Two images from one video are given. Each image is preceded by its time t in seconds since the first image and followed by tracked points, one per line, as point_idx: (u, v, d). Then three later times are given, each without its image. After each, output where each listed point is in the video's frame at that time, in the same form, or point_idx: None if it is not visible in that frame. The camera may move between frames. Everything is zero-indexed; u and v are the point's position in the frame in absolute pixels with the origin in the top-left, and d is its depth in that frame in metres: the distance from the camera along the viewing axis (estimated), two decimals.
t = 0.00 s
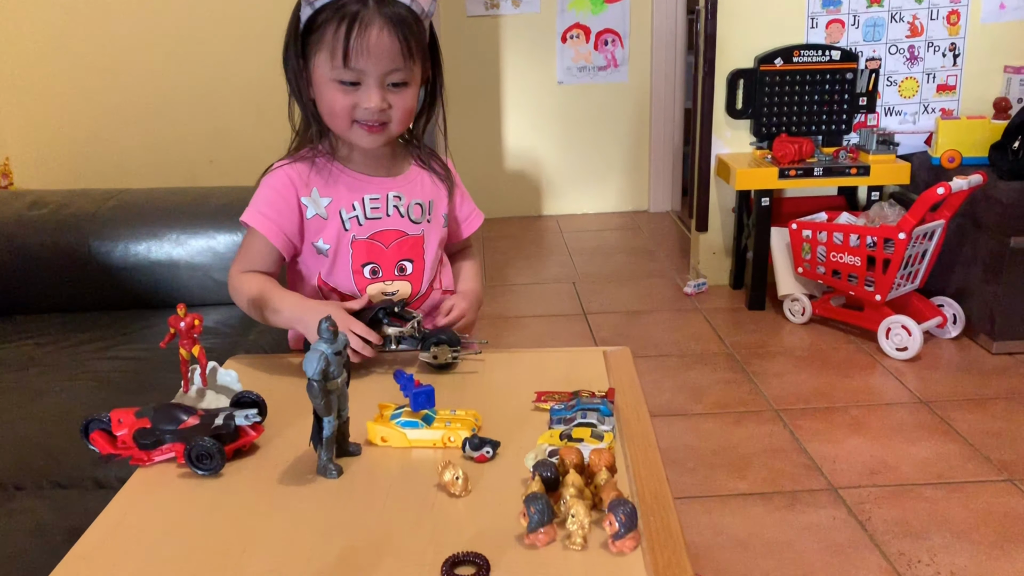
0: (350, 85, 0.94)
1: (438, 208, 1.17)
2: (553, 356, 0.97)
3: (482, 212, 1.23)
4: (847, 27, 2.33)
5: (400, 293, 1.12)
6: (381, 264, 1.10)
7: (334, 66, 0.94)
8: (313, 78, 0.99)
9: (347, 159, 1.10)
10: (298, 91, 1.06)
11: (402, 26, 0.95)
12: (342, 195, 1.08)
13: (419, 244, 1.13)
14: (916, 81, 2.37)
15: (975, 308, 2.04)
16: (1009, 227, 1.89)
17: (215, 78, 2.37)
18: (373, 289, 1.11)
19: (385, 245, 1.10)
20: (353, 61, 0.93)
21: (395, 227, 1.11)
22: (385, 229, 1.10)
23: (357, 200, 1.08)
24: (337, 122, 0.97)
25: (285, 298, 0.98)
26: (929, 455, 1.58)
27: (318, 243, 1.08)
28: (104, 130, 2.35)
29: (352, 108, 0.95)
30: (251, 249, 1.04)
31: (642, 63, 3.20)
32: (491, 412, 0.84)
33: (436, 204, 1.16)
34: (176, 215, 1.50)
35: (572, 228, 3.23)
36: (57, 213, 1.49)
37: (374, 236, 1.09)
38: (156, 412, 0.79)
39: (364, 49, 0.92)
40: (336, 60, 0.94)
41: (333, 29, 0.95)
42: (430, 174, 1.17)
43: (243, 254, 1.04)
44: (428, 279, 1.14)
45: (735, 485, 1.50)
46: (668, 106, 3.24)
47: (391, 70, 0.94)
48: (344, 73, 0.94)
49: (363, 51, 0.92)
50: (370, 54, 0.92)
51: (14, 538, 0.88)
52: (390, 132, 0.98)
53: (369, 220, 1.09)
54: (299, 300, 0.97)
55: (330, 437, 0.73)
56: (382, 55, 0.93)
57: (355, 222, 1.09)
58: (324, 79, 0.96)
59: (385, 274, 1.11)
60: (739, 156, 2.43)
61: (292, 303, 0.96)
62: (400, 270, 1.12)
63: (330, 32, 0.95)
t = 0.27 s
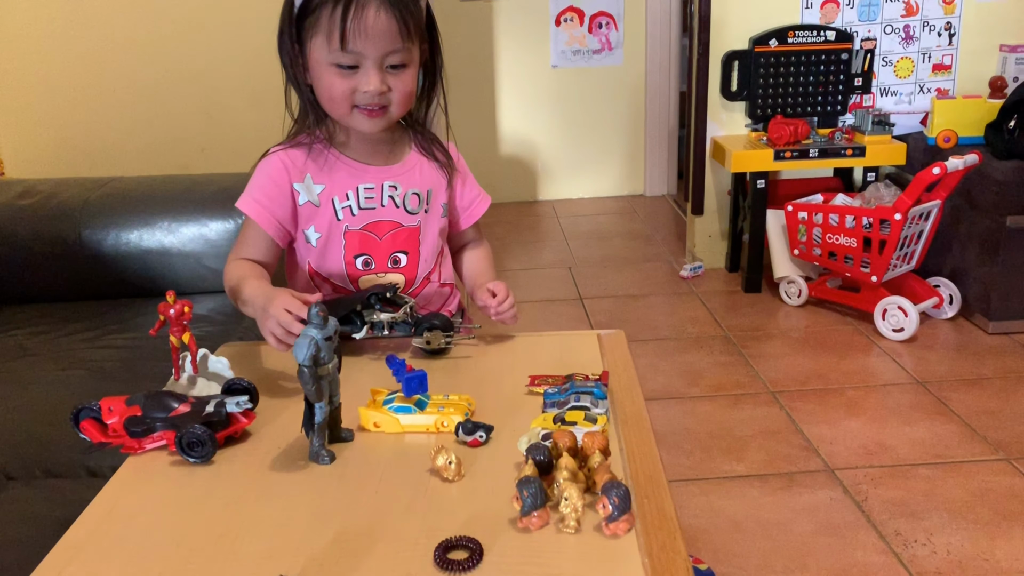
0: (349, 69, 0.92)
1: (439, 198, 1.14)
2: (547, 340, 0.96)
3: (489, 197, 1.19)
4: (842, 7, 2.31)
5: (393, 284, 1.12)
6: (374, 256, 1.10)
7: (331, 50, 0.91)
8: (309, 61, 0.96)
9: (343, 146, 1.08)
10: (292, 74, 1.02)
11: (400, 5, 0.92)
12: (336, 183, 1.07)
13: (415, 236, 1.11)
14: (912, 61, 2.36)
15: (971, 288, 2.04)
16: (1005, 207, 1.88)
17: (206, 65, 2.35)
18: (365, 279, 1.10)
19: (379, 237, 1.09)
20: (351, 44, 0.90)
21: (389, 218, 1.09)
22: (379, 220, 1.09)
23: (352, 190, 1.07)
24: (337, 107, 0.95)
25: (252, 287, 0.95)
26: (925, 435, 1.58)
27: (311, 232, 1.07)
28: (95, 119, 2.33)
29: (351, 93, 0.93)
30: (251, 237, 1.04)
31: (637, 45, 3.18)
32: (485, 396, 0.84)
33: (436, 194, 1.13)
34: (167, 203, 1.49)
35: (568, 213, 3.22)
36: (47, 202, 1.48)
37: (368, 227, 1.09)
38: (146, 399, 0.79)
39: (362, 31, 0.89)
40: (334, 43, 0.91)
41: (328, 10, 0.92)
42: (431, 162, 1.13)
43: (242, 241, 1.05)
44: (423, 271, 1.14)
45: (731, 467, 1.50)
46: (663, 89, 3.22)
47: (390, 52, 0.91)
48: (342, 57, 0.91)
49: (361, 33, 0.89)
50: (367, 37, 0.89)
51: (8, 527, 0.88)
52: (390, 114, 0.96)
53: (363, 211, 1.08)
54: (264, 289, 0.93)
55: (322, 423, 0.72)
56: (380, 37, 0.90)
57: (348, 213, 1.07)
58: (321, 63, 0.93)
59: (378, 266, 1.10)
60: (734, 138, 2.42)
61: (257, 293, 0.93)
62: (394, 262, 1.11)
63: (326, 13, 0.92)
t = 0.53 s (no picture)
0: (345, 65, 0.90)
1: (435, 191, 1.13)
2: (543, 331, 0.96)
3: (487, 190, 1.19)
4: None
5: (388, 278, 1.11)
6: (370, 249, 1.09)
7: (328, 46, 0.89)
8: (305, 56, 0.94)
9: (340, 138, 1.07)
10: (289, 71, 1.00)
11: None
12: (332, 175, 1.06)
13: (411, 229, 1.11)
14: (908, 48, 2.35)
15: (967, 276, 2.04)
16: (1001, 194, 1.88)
17: (199, 56, 2.34)
18: (360, 273, 1.10)
19: (375, 229, 1.08)
20: (349, 40, 0.88)
21: (385, 211, 1.09)
22: (375, 213, 1.08)
23: (349, 181, 1.06)
24: (333, 103, 0.93)
25: (249, 281, 0.95)
26: (922, 423, 1.58)
27: (306, 224, 1.06)
28: (88, 112, 2.32)
29: (348, 89, 0.91)
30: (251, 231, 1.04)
31: (632, 34, 3.17)
32: (480, 388, 0.84)
33: (432, 188, 1.13)
34: (161, 196, 1.48)
35: (564, 203, 3.21)
36: (40, 196, 1.48)
37: (363, 220, 1.08)
38: (140, 393, 0.78)
39: (359, 27, 0.88)
40: (331, 39, 0.89)
41: (325, 5, 0.90)
42: (427, 155, 1.13)
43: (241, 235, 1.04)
44: (419, 265, 1.13)
45: (728, 456, 1.50)
46: (659, 78, 3.21)
47: (387, 49, 0.89)
48: (338, 53, 0.89)
49: (359, 30, 0.88)
50: (366, 34, 0.88)
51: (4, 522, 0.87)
52: (387, 111, 0.95)
53: (358, 203, 1.07)
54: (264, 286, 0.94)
55: (317, 416, 0.72)
56: (378, 33, 0.88)
57: (343, 205, 1.07)
58: (317, 59, 0.91)
59: (373, 259, 1.09)
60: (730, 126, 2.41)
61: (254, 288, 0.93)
62: (389, 256, 1.10)
63: (322, 9, 0.90)
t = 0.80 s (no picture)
0: (362, 53, 0.90)
1: (433, 183, 1.13)
2: (542, 325, 0.96)
3: (483, 181, 1.19)
4: None
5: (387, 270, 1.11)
6: (369, 242, 1.09)
7: (348, 35, 0.89)
8: (317, 50, 0.93)
9: (340, 131, 1.07)
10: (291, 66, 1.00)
11: None
12: (332, 168, 1.05)
13: (410, 221, 1.10)
14: (906, 40, 2.34)
15: (966, 269, 2.04)
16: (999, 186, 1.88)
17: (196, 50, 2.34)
18: (360, 265, 1.09)
19: (374, 222, 1.08)
20: (368, 27, 0.88)
21: (384, 203, 1.08)
22: (374, 205, 1.08)
23: (350, 174, 1.06)
24: (350, 95, 0.93)
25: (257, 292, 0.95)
26: (921, 416, 1.58)
27: (305, 218, 1.05)
28: (83, 107, 2.31)
29: (367, 78, 0.91)
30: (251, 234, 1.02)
31: (630, 28, 3.16)
32: (478, 382, 0.84)
33: (430, 180, 1.13)
34: (158, 191, 1.48)
35: (562, 197, 3.21)
36: (36, 191, 1.47)
37: (363, 213, 1.07)
38: (137, 389, 0.77)
39: (375, 14, 0.88)
40: (350, 28, 0.89)
41: None
42: (425, 147, 1.13)
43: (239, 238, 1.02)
44: (418, 258, 1.13)
45: (728, 450, 1.50)
46: (656, 71, 3.20)
47: (403, 32, 0.89)
48: (357, 41, 0.89)
49: (376, 16, 0.88)
50: (382, 18, 0.88)
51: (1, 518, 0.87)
52: (403, 99, 0.95)
53: (358, 196, 1.07)
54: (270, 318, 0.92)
55: (315, 411, 0.72)
56: (393, 17, 0.88)
57: (343, 197, 1.06)
58: (332, 51, 0.91)
59: (373, 252, 1.09)
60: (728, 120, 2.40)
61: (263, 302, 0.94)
62: (389, 248, 1.10)
63: None
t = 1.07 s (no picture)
0: (380, 39, 0.91)
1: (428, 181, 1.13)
2: (541, 325, 0.95)
3: (478, 178, 1.19)
4: None
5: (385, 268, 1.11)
6: (368, 241, 1.08)
7: (367, 21, 0.90)
8: (328, 46, 0.93)
9: (337, 130, 1.06)
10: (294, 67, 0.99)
11: None
12: (330, 168, 1.05)
13: (408, 219, 1.10)
14: (905, 39, 2.34)
15: (965, 268, 2.04)
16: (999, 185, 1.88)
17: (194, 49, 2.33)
18: (358, 265, 1.09)
19: (373, 221, 1.08)
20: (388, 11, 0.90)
21: (383, 202, 1.08)
22: (373, 204, 1.07)
23: (347, 174, 1.05)
24: (370, 85, 0.93)
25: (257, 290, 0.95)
26: (920, 415, 1.58)
27: (303, 218, 1.05)
28: (81, 105, 2.30)
29: (388, 63, 0.92)
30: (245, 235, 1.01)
31: (629, 26, 3.16)
32: (477, 382, 0.84)
33: (426, 178, 1.13)
34: (155, 190, 1.48)
35: (561, 196, 3.21)
36: (34, 190, 1.47)
37: (361, 211, 1.07)
38: (135, 390, 0.77)
39: None
40: (369, 14, 0.90)
41: None
42: (420, 146, 1.13)
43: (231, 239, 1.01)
44: (416, 257, 1.13)
45: (727, 449, 1.50)
46: (656, 70, 3.20)
47: (414, 16, 0.92)
48: (376, 27, 0.90)
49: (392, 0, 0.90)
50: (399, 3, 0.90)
51: None
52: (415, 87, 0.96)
53: (357, 195, 1.06)
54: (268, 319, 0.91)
55: (313, 412, 0.72)
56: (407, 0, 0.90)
57: (342, 197, 1.06)
58: (348, 41, 0.91)
59: (372, 251, 1.09)
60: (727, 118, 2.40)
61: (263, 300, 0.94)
62: (387, 247, 1.10)
63: None
